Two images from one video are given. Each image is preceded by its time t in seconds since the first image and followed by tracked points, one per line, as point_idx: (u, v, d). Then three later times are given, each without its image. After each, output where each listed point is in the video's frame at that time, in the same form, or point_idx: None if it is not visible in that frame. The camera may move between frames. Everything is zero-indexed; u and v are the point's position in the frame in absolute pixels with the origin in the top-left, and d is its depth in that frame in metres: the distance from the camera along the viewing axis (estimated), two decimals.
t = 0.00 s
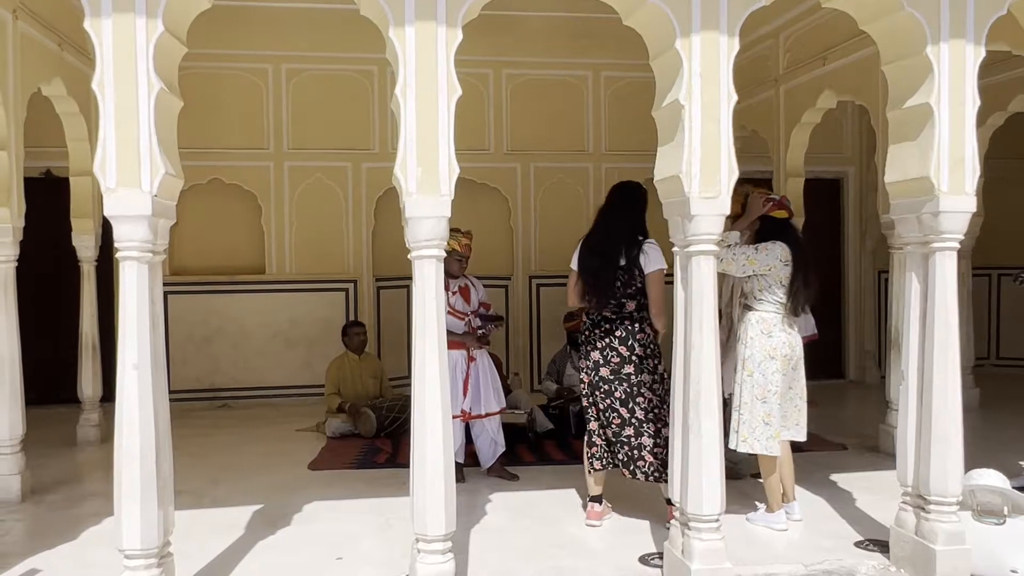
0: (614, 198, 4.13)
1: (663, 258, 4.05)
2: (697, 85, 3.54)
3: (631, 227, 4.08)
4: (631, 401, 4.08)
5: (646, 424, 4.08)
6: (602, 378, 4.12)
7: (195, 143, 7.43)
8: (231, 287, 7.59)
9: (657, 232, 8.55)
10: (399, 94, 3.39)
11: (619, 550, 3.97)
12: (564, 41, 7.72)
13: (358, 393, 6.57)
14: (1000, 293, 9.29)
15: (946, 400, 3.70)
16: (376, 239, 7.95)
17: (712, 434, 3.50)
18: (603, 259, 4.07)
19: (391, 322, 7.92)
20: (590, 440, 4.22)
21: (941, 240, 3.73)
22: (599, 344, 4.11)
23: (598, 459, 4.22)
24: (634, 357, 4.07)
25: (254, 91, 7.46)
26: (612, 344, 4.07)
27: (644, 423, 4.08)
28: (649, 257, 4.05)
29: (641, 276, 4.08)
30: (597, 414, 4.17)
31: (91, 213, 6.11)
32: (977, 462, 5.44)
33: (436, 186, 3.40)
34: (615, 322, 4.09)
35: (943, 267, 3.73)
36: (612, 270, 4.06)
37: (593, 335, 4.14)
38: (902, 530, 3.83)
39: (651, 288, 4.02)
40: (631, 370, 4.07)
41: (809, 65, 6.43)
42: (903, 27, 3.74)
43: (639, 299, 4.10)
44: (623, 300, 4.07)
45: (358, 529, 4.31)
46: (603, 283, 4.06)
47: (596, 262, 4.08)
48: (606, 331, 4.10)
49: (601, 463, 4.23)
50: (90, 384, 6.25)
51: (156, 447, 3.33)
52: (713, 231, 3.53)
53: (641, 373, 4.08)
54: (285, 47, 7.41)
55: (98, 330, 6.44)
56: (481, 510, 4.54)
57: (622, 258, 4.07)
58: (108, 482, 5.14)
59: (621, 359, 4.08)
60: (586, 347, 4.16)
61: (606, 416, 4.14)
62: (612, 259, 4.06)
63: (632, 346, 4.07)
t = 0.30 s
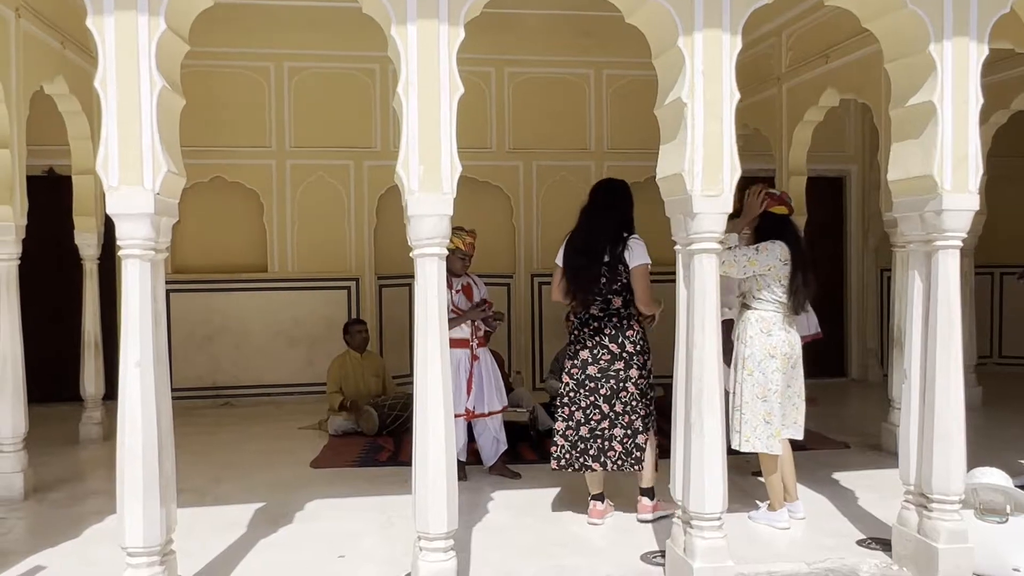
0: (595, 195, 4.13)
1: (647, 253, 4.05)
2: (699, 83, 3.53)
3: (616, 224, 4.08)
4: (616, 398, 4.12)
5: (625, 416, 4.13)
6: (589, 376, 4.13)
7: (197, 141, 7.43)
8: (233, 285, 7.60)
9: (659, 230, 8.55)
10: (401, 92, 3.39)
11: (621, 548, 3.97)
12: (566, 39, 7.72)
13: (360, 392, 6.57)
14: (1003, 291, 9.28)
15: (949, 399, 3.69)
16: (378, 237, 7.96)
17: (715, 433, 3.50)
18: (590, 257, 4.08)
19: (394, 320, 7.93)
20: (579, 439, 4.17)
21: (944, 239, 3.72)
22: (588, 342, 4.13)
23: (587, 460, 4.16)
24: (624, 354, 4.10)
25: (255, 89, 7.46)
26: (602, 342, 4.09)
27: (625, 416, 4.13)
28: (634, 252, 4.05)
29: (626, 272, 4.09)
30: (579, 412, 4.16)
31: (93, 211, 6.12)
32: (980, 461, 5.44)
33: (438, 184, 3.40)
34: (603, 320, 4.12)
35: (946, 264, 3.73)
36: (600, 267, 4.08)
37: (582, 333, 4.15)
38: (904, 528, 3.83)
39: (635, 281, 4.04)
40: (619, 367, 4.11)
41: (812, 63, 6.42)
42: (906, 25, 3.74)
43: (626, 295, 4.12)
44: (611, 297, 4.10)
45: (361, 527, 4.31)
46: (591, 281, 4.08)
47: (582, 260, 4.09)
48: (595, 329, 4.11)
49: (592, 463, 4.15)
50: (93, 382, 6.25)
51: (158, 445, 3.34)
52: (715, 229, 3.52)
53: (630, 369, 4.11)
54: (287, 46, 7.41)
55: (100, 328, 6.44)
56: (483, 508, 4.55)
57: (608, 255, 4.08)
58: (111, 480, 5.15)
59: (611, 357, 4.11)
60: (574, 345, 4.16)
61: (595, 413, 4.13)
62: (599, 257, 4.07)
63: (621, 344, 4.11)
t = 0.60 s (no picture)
0: (593, 194, 4.13)
1: (647, 243, 4.02)
2: (702, 81, 3.53)
3: (616, 222, 4.07)
4: (620, 396, 4.13)
5: (628, 413, 4.15)
6: (592, 374, 4.14)
7: (199, 139, 7.43)
8: (235, 283, 7.60)
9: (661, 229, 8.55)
10: (403, 91, 3.39)
11: (623, 546, 3.97)
12: (568, 37, 7.71)
13: (362, 391, 6.58)
14: (1005, 290, 9.27)
15: (951, 400, 3.69)
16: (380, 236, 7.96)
17: (716, 431, 3.50)
18: (594, 256, 4.07)
19: (396, 319, 7.93)
20: (585, 437, 4.16)
21: (946, 238, 3.71)
22: (591, 341, 4.13)
23: (592, 457, 4.16)
24: (627, 352, 4.12)
25: (257, 87, 7.46)
26: (606, 340, 4.10)
27: (629, 412, 4.15)
28: (634, 248, 4.03)
29: (628, 268, 4.09)
30: (583, 411, 4.15)
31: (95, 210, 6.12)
32: (982, 460, 5.43)
33: (440, 182, 3.40)
34: (605, 319, 4.12)
35: (949, 263, 3.72)
36: (604, 266, 4.07)
37: (585, 332, 4.15)
38: (906, 527, 3.82)
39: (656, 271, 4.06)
40: (622, 365, 4.13)
41: (814, 62, 6.41)
42: (908, 24, 3.73)
43: (628, 293, 4.12)
44: (613, 296, 4.10)
45: (362, 525, 4.31)
46: (595, 279, 4.07)
47: (585, 258, 4.08)
48: (597, 328, 4.11)
49: (597, 460, 4.17)
50: (94, 380, 6.26)
51: (160, 444, 3.34)
52: (717, 228, 3.52)
53: (633, 366, 4.14)
54: (288, 44, 7.41)
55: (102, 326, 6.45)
56: (485, 507, 4.55)
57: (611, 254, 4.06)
58: (112, 478, 5.15)
59: (614, 355, 4.11)
60: (577, 345, 4.16)
61: (600, 411, 4.14)
62: (601, 256, 4.06)
63: (624, 342, 4.12)
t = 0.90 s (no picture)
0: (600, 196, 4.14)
1: (652, 238, 4.03)
2: (704, 79, 3.52)
3: (622, 221, 4.07)
4: (629, 395, 4.13)
5: (637, 412, 4.15)
6: (602, 373, 4.13)
7: (200, 138, 7.43)
8: (236, 281, 7.60)
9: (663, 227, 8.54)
10: (405, 89, 3.38)
11: (624, 545, 3.97)
12: (570, 36, 7.71)
13: (364, 389, 6.58)
14: (1006, 290, 9.26)
15: (953, 399, 3.68)
16: (381, 234, 7.96)
17: (717, 430, 3.49)
18: (606, 256, 4.04)
19: (397, 317, 7.93)
20: (597, 437, 4.16)
21: (948, 237, 3.71)
22: (600, 340, 4.12)
23: (604, 457, 4.17)
24: (636, 350, 4.11)
25: (259, 86, 7.45)
26: (615, 339, 4.09)
27: (638, 411, 4.15)
28: (640, 245, 4.04)
29: (633, 267, 4.07)
30: (593, 410, 4.15)
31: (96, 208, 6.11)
32: (984, 460, 5.42)
33: (442, 181, 3.39)
34: (614, 317, 4.10)
35: (951, 262, 3.72)
36: (616, 266, 4.04)
37: (594, 331, 4.14)
38: (908, 526, 3.82)
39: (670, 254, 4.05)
40: (631, 364, 4.11)
41: (816, 61, 6.41)
42: (911, 23, 3.72)
43: (635, 291, 4.11)
44: (621, 295, 4.08)
45: (363, 524, 4.30)
46: (603, 279, 4.05)
47: (593, 257, 4.07)
48: (607, 326, 4.10)
49: (610, 459, 4.17)
50: (95, 378, 6.26)
51: (161, 442, 3.33)
52: (719, 227, 3.52)
53: (642, 365, 4.13)
54: (289, 42, 7.40)
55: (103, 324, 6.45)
56: (486, 505, 4.55)
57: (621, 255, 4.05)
58: (113, 477, 5.15)
59: (622, 354, 4.11)
60: (586, 344, 4.16)
61: (610, 410, 4.14)
62: (611, 255, 4.04)
63: (633, 340, 4.11)
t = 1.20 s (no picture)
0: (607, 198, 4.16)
1: (648, 242, 4.00)
2: (705, 79, 3.52)
3: (622, 224, 4.07)
4: (630, 394, 4.13)
5: (641, 413, 4.15)
6: (603, 372, 4.16)
7: (201, 136, 7.43)
8: (237, 280, 7.59)
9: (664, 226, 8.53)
10: (405, 88, 3.38)
11: (625, 545, 3.96)
12: (571, 35, 7.71)
13: (365, 390, 6.58)
14: (1007, 289, 9.25)
15: (954, 399, 3.68)
16: (382, 234, 7.96)
17: (718, 430, 3.49)
18: (606, 257, 4.06)
19: (397, 316, 7.93)
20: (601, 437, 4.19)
21: (950, 237, 3.71)
22: (601, 338, 4.16)
23: (609, 457, 4.18)
24: (634, 349, 4.11)
25: (260, 84, 7.45)
26: (613, 336, 4.11)
27: (641, 412, 4.15)
28: (636, 247, 4.03)
29: (629, 268, 4.08)
30: (597, 409, 4.20)
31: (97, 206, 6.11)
32: (985, 460, 5.42)
33: (442, 180, 3.39)
34: (614, 315, 4.12)
35: (952, 261, 3.72)
36: (613, 266, 4.06)
37: (597, 329, 4.18)
38: (908, 526, 3.81)
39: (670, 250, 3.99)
40: (629, 362, 4.12)
41: (817, 61, 6.41)
42: (913, 23, 3.72)
43: (635, 290, 4.10)
44: (619, 294, 4.09)
45: (364, 523, 4.30)
46: (601, 277, 4.06)
47: (594, 257, 4.09)
48: (607, 324, 4.13)
49: (615, 459, 4.18)
50: (96, 377, 6.26)
51: (161, 442, 3.34)
52: (720, 226, 3.52)
53: (641, 364, 4.12)
54: (290, 41, 7.41)
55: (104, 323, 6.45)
56: (486, 505, 4.54)
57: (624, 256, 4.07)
58: (114, 475, 5.16)
59: (621, 351, 4.12)
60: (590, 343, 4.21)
61: (612, 410, 4.16)
62: (608, 256, 4.05)
63: (632, 339, 4.11)
